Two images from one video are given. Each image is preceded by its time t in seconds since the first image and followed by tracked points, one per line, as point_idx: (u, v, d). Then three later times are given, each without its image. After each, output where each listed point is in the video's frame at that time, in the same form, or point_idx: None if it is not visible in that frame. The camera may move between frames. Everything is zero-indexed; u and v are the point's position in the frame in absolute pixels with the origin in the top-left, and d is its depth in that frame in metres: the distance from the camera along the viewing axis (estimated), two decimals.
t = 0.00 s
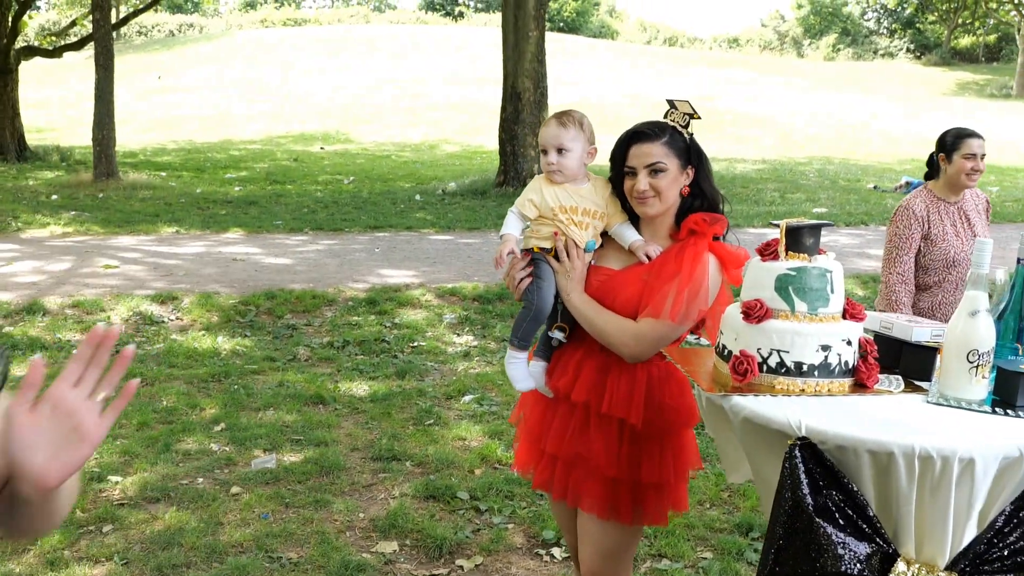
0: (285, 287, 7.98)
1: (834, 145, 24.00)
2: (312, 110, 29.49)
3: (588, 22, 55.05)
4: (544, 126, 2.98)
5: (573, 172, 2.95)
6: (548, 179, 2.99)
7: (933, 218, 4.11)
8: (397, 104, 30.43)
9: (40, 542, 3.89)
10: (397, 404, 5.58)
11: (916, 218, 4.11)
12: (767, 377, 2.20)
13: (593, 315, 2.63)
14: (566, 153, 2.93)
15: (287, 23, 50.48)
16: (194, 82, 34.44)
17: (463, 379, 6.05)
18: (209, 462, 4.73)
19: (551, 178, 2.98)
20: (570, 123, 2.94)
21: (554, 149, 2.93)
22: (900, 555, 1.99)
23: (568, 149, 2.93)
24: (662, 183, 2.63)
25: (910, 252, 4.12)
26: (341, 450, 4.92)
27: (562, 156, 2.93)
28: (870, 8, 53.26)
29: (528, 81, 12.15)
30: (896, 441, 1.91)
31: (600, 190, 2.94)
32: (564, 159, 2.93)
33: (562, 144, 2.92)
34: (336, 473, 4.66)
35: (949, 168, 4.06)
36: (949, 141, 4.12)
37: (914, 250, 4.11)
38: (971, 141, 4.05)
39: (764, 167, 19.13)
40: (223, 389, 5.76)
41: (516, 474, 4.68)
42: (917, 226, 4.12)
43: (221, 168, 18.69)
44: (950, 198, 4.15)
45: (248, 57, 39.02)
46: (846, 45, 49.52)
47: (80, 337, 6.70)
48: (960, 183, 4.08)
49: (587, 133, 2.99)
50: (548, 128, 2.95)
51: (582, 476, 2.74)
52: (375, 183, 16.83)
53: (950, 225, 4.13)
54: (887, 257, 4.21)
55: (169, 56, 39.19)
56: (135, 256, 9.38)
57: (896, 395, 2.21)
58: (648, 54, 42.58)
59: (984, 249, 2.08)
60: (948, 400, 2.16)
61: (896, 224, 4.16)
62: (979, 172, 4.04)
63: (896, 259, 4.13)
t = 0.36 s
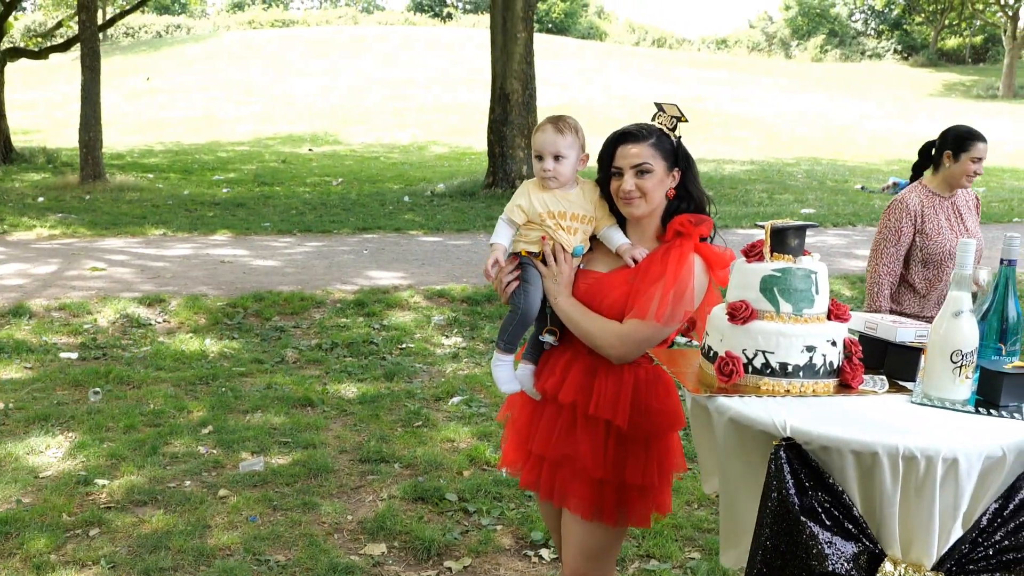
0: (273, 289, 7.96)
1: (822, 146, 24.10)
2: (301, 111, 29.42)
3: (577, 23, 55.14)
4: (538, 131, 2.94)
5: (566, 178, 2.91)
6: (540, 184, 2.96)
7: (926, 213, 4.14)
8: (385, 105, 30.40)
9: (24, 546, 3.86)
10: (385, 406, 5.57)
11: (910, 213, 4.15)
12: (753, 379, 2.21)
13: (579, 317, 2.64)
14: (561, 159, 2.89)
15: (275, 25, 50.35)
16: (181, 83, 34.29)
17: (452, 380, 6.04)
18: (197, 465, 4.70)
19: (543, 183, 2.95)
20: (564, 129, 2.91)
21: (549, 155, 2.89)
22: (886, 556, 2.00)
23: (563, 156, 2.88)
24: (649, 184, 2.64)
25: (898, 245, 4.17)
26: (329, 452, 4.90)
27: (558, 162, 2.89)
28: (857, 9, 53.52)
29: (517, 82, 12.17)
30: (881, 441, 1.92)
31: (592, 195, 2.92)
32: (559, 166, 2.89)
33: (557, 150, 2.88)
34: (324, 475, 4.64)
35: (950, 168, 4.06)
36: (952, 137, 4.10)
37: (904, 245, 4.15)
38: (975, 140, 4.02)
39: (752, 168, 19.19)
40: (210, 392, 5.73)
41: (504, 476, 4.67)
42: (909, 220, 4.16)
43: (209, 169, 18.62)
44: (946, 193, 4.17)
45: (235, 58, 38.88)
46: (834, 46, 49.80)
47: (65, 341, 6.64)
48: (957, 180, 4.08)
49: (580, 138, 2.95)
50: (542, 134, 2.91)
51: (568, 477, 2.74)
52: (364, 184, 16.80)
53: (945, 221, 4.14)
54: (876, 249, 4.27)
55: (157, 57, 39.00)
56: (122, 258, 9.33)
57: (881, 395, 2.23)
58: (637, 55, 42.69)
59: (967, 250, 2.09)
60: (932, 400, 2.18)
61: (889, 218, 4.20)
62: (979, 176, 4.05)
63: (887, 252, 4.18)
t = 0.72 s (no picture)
0: (262, 287, 7.92)
1: (812, 143, 24.16)
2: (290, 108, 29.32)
3: (568, 20, 55.08)
4: (530, 126, 2.91)
5: (559, 173, 2.89)
6: (533, 179, 2.94)
7: (976, 208, 4.11)
8: (376, 102, 30.31)
9: (11, 545, 3.82)
10: (374, 403, 5.55)
11: (960, 207, 4.11)
12: (742, 374, 2.21)
13: (570, 313, 2.63)
14: (555, 154, 2.87)
15: (264, 22, 50.13)
16: (170, 80, 34.13)
17: (442, 377, 6.04)
18: (185, 462, 4.67)
19: (536, 177, 2.93)
20: (559, 124, 2.88)
21: (542, 149, 2.86)
22: (876, 550, 2.00)
23: (557, 150, 2.86)
24: (636, 181, 2.63)
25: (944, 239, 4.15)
26: (319, 450, 4.89)
27: (551, 157, 2.86)
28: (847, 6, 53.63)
29: (507, 79, 12.15)
30: (870, 436, 1.91)
31: (584, 191, 2.90)
32: (552, 160, 2.87)
33: (551, 145, 2.85)
34: (314, 472, 4.62)
35: (999, 166, 4.06)
36: (1002, 131, 4.09)
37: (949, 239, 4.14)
38: None
39: (742, 165, 19.22)
40: (199, 390, 5.70)
41: (494, 473, 4.66)
42: (959, 214, 4.13)
43: (198, 166, 18.51)
44: (992, 190, 4.16)
45: (225, 55, 38.70)
46: (823, 43, 50.10)
47: (52, 338, 6.59)
48: (1006, 175, 4.07)
49: (574, 133, 2.92)
50: (535, 128, 2.88)
51: (558, 473, 2.73)
52: (354, 181, 16.76)
53: (990, 217, 4.13)
54: (921, 240, 4.25)
55: (146, 54, 38.80)
56: (111, 256, 9.27)
57: (870, 390, 2.23)
58: (627, 53, 42.71)
59: (955, 245, 2.09)
60: (923, 393, 2.18)
61: (939, 212, 4.17)
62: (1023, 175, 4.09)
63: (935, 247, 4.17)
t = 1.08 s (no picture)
0: (256, 285, 7.89)
1: (804, 141, 24.19)
2: (283, 106, 29.21)
3: (561, 18, 55.08)
4: (527, 123, 2.89)
5: (557, 170, 2.88)
6: (531, 176, 2.92)
7: (1006, 197, 4.08)
8: (368, 99, 30.25)
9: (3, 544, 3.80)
10: (368, 402, 5.53)
11: (991, 195, 4.06)
12: (739, 372, 2.20)
13: (568, 311, 2.62)
14: (553, 150, 2.85)
15: (256, 19, 49.93)
16: (163, 78, 33.98)
17: (436, 376, 6.02)
18: (178, 461, 4.65)
19: (533, 175, 2.92)
20: (556, 120, 2.86)
21: (540, 146, 2.84)
22: (874, 549, 2.00)
23: (554, 147, 2.84)
24: (634, 178, 2.62)
25: (977, 226, 4.08)
26: (313, 449, 4.87)
27: (549, 153, 2.84)
28: (839, 4, 53.70)
29: (500, 77, 12.14)
30: (868, 434, 1.91)
31: (581, 189, 2.89)
32: (550, 157, 2.85)
33: (549, 141, 2.83)
34: (307, 471, 4.61)
35: None
36: None
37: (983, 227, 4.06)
38: None
39: (735, 163, 19.24)
40: (192, 388, 5.67)
41: (490, 471, 4.65)
42: (991, 201, 4.08)
43: (191, 164, 18.42)
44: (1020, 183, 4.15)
45: (217, 53, 38.57)
46: (816, 41, 50.24)
47: (44, 337, 6.55)
48: None
49: (571, 130, 2.91)
50: (532, 125, 2.87)
51: (555, 472, 2.72)
52: (347, 179, 16.71)
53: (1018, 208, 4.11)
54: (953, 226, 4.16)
55: (137, 51, 38.62)
56: (103, 254, 9.22)
57: (867, 388, 2.23)
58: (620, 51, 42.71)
59: (954, 242, 2.09)
60: (920, 391, 2.17)
61: (971, 197, 4.10)
62: None
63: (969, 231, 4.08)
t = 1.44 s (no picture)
0: (252, 287, 7.87)
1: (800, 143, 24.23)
2: (279, 107, 29.19)
3: (557, 19, 55.14)
4: (529, 127, 2.90)
5: (558, 174, 2.88)
6: (533, 180, 2.93)
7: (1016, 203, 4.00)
8: (364, 101, 30.26)
9: None
10: (365, 404, 5.53)
11: (999, 203, 3.99)
12: (738, 376, 2.20)
13: (569, 316, 2.62)
14: (554, 155, 2.86)
15: (252, 20, 49.91)
16: (159, 79, 33.95)
17: (433, 378, 6.01)
18: (175, 464, 4.63)
19: (534, 179, 2.92)
20: (558, 124, 2.87)
21: (541, 150, 2.85)
22: (875, 553, 2.01)
23: (556, 151, 2.85)
24: (633, 182, 2.62)
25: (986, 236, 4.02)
26: (310, 451, 4.86)
27: (551, 157, 2.85)
28: (834, 6, 53.80)
29: (496, 78, 12.14)
30: (869, 437, 1.91)
31: (582, 193, 2.89)
32: (552, 161, 2.85)
33: (551, 145, 2.85)
34: (305, 473, 4.60)
35: None
36: None
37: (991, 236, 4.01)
38: None
39: (731, 164, 19.27)
40: (188, 391, 5.65)
41: (488, 474, 4.64)
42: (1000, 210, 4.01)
43: (186, 166, 18.39)
44: None
45: (212, 54, 38.50)
46: (812, 43, 50.39)
47: (40, 339, 6.53)
48: None
49: (573, 134, 2.91)
50: (534, 129, 2.87)
51: (555, 475, 2.72)
52: (343, 180, 16.70)
53: None
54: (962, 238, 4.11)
55: (132, 53, 38.57)
56: (99, 256, 9.20)
57: (867, 391, 2.23)
58: (616, 52, 42.77)
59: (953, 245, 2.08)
60: (920, 395, 2.17)
61: (977, 208, 4.05)
62: None
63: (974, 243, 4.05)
